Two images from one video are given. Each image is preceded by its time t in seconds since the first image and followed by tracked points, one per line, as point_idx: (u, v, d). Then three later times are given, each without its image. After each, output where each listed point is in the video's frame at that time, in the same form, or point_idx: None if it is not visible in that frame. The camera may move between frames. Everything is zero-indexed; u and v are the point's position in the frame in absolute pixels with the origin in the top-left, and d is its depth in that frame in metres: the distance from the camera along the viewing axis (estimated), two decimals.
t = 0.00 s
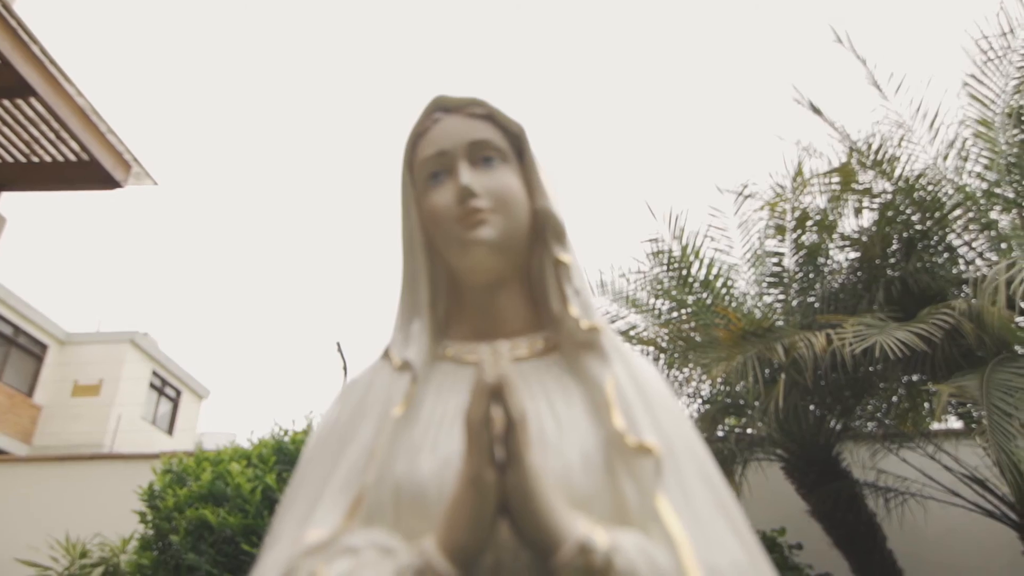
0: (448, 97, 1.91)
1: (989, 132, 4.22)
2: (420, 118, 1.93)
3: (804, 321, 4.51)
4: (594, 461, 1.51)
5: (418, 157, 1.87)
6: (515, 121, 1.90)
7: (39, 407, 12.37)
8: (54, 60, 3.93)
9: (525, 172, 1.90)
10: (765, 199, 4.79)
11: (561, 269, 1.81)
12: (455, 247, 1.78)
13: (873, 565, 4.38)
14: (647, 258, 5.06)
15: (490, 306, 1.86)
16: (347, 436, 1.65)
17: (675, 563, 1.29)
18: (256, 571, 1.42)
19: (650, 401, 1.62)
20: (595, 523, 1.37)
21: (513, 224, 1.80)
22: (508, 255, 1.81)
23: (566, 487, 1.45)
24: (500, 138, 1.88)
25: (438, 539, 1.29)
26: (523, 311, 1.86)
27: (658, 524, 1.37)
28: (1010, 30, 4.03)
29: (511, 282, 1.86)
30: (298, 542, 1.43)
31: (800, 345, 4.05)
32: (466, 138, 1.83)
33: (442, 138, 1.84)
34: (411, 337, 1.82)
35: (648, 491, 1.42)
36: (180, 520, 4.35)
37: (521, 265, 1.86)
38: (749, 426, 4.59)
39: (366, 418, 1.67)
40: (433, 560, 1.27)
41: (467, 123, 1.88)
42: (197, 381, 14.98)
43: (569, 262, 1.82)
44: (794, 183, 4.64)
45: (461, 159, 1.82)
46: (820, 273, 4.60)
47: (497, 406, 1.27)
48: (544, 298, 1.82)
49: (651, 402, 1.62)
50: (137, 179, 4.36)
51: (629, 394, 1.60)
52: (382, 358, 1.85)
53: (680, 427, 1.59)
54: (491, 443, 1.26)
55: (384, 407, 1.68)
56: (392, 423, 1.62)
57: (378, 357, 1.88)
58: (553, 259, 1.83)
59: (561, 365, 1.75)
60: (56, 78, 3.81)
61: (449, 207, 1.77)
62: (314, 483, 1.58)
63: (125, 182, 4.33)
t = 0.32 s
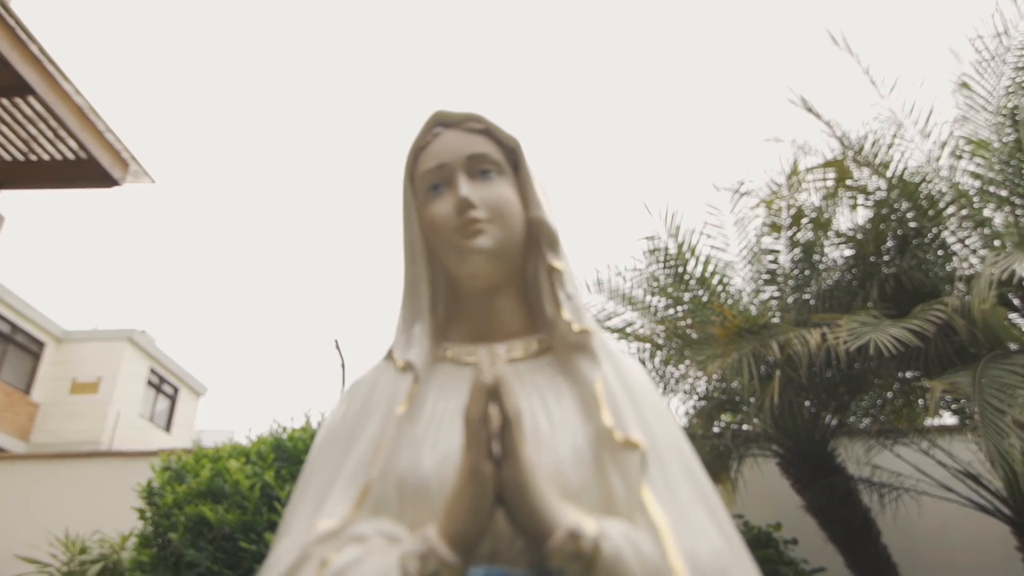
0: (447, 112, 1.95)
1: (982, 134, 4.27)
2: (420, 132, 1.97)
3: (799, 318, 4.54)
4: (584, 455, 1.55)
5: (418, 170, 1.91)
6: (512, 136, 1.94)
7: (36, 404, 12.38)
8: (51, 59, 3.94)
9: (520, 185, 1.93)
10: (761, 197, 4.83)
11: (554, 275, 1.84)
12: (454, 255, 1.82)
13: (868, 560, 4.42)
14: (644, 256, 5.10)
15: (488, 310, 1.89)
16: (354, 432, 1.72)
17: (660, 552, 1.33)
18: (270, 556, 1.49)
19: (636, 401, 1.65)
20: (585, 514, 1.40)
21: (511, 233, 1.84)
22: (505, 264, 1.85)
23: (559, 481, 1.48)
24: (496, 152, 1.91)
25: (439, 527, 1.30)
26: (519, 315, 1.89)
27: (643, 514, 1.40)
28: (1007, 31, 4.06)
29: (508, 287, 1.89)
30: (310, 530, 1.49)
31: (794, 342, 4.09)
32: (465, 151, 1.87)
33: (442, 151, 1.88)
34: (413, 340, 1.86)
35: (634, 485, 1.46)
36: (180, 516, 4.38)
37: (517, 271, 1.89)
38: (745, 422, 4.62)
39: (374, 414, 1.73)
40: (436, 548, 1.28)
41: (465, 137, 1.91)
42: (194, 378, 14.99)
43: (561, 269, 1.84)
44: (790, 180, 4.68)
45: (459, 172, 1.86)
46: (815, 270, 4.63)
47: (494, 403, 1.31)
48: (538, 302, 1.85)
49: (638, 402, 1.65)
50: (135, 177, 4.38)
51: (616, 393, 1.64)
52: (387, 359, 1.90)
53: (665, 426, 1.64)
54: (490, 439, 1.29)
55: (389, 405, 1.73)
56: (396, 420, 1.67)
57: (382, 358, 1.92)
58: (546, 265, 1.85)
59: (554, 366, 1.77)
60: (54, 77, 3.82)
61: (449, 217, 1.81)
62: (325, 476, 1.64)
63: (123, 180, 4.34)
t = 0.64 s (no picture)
0: (448, 116, 1.98)
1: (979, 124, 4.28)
2: (421, 136, 1.99)
3: (797, 309, 4.57)
4: (578, 441, 1.58)
5: (421, 172, 1.94)
6: (511, 139, 1.96)
7: (36, 395, 12.43)
8: (51, 50, 3.94)
9: (514, 186, 1.93)
10: (759, 188, 4.85)
11: (549, 271, 1.85)
12: (454, 253, 1.85)
13: (864, 548, 4.47)
14: (642, 247, 5.13)
15: (486, 305, 1.92)
16: (360, 420, 1.76)
17: (646, 530, 1.37)
18: (286, 532, 1.59)
19: (627, 391, 1.69)
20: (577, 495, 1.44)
21: (510, 232, 1.86)
22: (503, 261, 1.87)
23: (553, 465, 1.52)
24: (494, 153, 1.93)
25: (442, 505, 1.32)
26: (517, 309, 1.91)
27: (631, 494, 1.44)
28: (1003, 25, 4.08)
29: (507, 282, 1.92)
30: (321, 509, 1.56)
31: (792, 332, 4.11)
32: (465, 153, 1.89)
33: (443, 153, 1.90)
34: (415, 332, 1.89)
35: (623, 468, 1.49)
36: (181, 506, 4.42)
37: (514, 267, 1.91)
38: (742, 412, 4.65)
39: (379, 403, 1.77)
40: (439, 526, 1.30)
41: (466, 139, 1.93)
42: (194, 368, 15.02)
43: (557, 265, 1.86)
44: (788, 172, 4.69)
45: (460, 173, 1.88)
46: (813, 261, 4.66)
47: (493, 392, 1.34)
48: (534, 296, 1.88)
49: (629, 391, 1.69)
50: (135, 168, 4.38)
51: (608, 382, 1.67)
52: (390, 350, 1.93)
53: (655, 415, 1.68)
54: (489, 426, 1.32)
55: (393, 394, 1.77)
56: (399, 408, 1.71)
57: (386, 350, 1.96)
58: (542, 262, 1.87)
59: (550, 357, 1.80)
60: (53, 68, 3.83)
61: (449, 216, 1.84)
62: (334, 459, 1.70)
63: (122, 172, 4.35)
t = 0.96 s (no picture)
0: (454, 117, 1.99)
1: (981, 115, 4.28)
2: (428, 137, 2.01)
3: (798, 300, 4.59)
4: (579, 428, 1.61)
5: (428, 170, 1.96)
6: (516, 139, 1.98)
7: (42, 386, 12.51)
8: (54, 43, 3.96)
9: (519, 186, 1.95)
10: (761, 178, 4.86)
11: (552, 266, 1.88)
12: (460, 249, 1.87)
13: (865, 537, 4.50)
14: (644, 238, 5.15)
15: (491, 298, 1.94)
16: (373, 407, 1.79)
17: (644, 510, 1.40)
18: (303, 513, 1.63)
19: (627, 380, 1.71)
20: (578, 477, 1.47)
21: (514, 229, 1.89)
22: (508, 256, 1.90)
23: (556, 451, 1.55)
24: (498, 153, 1.95)
25: (452, 487, 1.36)
26: (522, 302, 1.94)
27: (629, 477, 1.47)
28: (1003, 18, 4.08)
29: (511, 277, 1.94)
30: (337, 491, 1.60)
31: (793, 323, 4.14)
32: (471, 153, 1.91)
33: (449, 153, 1.92)
34: (424, 324, 1.92)
35: (621, 452, 1.52)
36: (187, 496, 4.47)
37: (517, 262, 1.93)
38: (744, 402, 4.68)
39: (390, 391, 1.80)
40: (449, 505, 1.34)
41: (472, 139, 1.95)
42: (198, 359, 15.09)
43: (559, 260, 1.88)
44: (790, 163, 4.70)
45: (465, 172, 1.90)
46: (815, 251, 4.67)
47: (499, 380, 1.37)
48: (538, 290, 1.90)
49: (628, 381, 1.71)
50: (138, 160, 4.39)
51: (608, 372, 1.70)
52: (399, 342, 1.96)
53: (653, 404, 1.70)
54: (495, 412, 1.35)
55: (403, 382, 1.80)
56: (409, 396, 1.74)
57: (394, 341, 1.99)
58: (545, 257, 1.89)
59: (552, 349, 1.83)
60: (57, 61, 3.84)
61: (455, 214, 1.86)
62: (348, 443, 1.73)
63: (127, 164, 4.37)
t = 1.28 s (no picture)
0: (451, 111, 2.00)
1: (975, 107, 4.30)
2: (425, 131, 2.02)
3: (793, 288, 4.61)
4: (571, 410, 1.64)
5: (425, 164, 1.97)
6: (511, 133, 1.99)
7: (39, 375, 12.52)
8: (49, 31, 3.94)
9: (515, 181, 1.97)
10: (757, 167, 4.88)
11: (545, 256, 1.90)
12: (457, 241, 1.89)
13: (858, 522, 4.56)
14: (640, 227, 5.17)
15: (486, 287, 1.96)
16: (372, 390, 1.81)
17: (631, 487, 1.43)
18: (307, 492, 1.66)
19: (617, 365, 1.74)
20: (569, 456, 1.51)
21: (509, 221, 1.91)
22: (503, 247, 1.92)
23: (548, 432, 1.58)
24: (494, 147, 1.96)
25: (449, 465, 1.40)
26: (517, 291, 1.96)
27: (618, 456, 1.50)
28: (994, 8, 4.09)
29: (507, 267, 1.96)
30: (339, 471, 1.63)
31: (788, 311, 4.17)
32: (467, 146, 1.93)
33: (446, 146, 1.94)
34: (422, 312, 1.94)
35: (611, 433, 1.55)
36: (185, 485, 4.50)
37: (511, 253, 1.95)
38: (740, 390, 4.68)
39: (389, 376, 1.83)
40: (447, 483, 1.38)
41: (469, 133, 1.96)
42: (195, 348, 15.07)
43: (553, 251, 1.90)
44: (786, 153, 4.72)
45: (462, 165, 1.92)
46: (812, 240, 4.70)
47: (493, 364, 1.39)
48: (531, 280, 1.92)
49: (618, 366, 1.74)
50: (135, 149, 4.38)
51: (599, 358, 1.72)
52: (397, 329, 1.98)
53: (642, 388, 1.73)
54: (490, 395, 1.38)
55: (403, 368, 1.82)
56: (407, 381, 1.76)
57: (393, 329, 2.01)
58: (539, 247, 1.91)
59: (545, 335, 1.85)
60: (51, 49, 3.83)
61: (452, 206, 1.88)
62: (350, 426, 1.76)
63: (123, 153, 4.35)
